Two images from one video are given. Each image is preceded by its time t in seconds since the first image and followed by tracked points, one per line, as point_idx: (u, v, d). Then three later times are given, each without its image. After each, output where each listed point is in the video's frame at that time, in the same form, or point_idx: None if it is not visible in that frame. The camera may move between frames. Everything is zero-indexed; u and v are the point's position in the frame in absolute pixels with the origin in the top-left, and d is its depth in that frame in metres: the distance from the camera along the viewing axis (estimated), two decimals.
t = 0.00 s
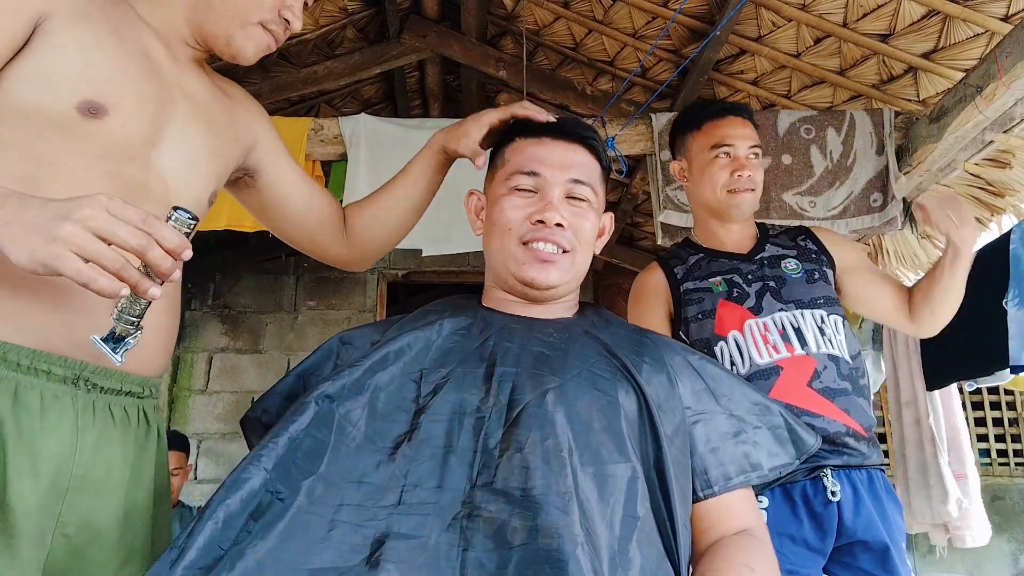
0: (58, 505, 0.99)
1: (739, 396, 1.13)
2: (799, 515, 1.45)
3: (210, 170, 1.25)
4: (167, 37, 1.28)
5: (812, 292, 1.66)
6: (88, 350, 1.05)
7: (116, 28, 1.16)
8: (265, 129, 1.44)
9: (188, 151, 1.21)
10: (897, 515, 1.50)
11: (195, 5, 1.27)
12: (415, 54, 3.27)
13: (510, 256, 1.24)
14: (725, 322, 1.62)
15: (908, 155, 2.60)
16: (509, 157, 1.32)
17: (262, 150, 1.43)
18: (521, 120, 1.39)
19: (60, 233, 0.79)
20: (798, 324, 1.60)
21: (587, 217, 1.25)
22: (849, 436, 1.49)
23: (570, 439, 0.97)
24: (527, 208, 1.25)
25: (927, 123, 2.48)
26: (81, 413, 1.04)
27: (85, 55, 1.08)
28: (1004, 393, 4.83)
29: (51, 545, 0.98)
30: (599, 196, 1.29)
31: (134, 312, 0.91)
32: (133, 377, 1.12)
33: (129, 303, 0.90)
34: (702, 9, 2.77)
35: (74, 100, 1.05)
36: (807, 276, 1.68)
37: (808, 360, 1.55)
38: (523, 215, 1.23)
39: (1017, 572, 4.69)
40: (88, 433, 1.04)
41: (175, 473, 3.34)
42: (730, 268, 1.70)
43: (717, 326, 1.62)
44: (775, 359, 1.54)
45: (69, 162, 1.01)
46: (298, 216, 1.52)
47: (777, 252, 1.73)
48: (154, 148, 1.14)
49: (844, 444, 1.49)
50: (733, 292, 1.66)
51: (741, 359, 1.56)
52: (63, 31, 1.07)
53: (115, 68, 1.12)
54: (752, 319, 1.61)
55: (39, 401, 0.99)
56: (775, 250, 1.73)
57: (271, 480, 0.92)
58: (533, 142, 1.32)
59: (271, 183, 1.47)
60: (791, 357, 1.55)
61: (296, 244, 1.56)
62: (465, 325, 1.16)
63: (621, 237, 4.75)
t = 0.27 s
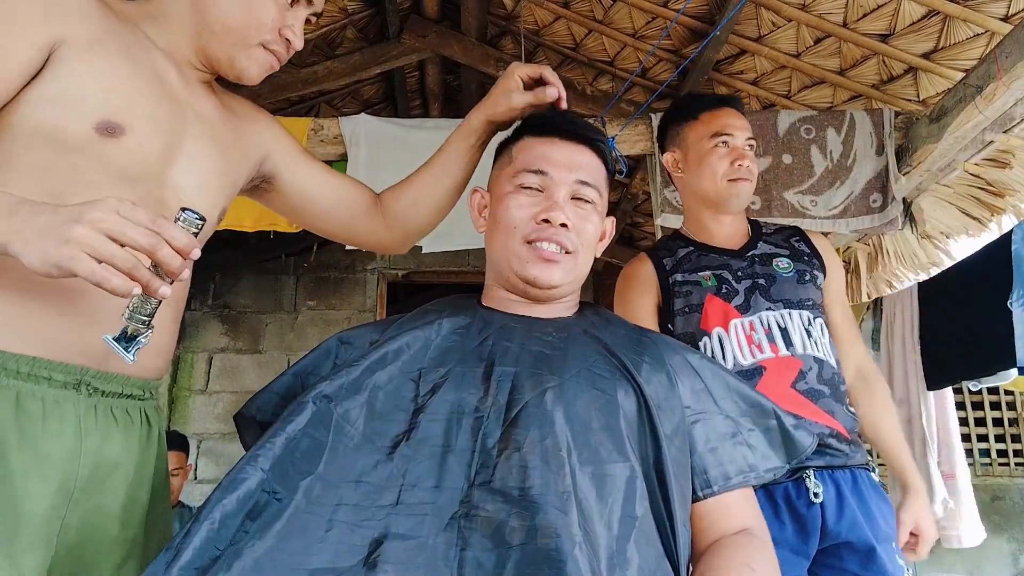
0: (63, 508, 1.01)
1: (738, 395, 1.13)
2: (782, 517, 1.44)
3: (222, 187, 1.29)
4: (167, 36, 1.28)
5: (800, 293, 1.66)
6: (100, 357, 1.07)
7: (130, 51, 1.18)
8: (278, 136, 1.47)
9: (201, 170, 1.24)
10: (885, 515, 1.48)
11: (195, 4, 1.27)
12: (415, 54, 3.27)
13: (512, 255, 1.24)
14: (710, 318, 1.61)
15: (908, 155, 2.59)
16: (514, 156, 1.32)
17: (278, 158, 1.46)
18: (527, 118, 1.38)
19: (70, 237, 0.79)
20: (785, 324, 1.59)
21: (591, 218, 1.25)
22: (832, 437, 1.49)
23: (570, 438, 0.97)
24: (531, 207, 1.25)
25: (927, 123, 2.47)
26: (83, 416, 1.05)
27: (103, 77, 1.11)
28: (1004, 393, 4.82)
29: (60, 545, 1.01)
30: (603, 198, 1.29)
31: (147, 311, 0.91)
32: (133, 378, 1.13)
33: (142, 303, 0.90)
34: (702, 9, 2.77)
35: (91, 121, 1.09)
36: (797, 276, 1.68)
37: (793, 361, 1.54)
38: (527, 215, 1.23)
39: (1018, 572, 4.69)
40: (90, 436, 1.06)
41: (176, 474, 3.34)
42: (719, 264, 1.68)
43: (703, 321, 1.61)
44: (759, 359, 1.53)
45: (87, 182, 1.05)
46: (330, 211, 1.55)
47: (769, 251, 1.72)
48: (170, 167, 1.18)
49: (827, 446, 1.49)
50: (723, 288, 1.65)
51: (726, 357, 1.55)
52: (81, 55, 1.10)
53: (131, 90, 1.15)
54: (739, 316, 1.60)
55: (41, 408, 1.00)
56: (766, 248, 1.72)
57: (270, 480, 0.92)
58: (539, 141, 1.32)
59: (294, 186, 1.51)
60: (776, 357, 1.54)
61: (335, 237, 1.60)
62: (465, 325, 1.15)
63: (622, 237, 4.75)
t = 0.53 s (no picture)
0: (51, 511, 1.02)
1: (737, 395, 1.13)
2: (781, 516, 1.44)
3: (223, 196, 1.30)
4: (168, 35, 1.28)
5: (810, 291, 1.64)
6: (90, 361, 1.07)
7: (139, 60, 1.20)
8: (276, 143, 1.48)
9: (203, 179, 1.25)
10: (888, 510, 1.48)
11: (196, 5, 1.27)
12: (415, 53, 3.27)
13: (513, 256, 1.24)
14: (725, 309, 1.57)
15: (908, 155, 2.59)
16: (515, 156, 1.32)
17: (277, 164, 1.47)
18: (529, 118, 1.38)
19: (74, 251, 0.82)
20: (797, 323, 1.58)
21: (592, 218, 1.25)
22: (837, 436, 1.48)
23: (570, 438, 0.97)
24: (532, 208, 1.24)
25: (927, 123, 2.47)
26: (71, 421, 1.06)
27: (111, 83, 1.13)
28: (1004, 393, 4.82)
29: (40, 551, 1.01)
30: (603, 198, 1.29)
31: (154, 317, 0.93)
32: (124, 385, 1.14)
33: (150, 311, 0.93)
34: (702, 9, 2.77)
35: (99, 126, 1.11)
36: (808, 276, 1.67)
37: (802, 359, 1.54)
38: (528, 215, 1.23)
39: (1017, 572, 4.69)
40: (78, 441, 1.06)
41: (176, 474, 3.34)
42: (735, 256, 1.65)
43: (719, 311, 1.56)
44: (769, 355, 1.52)
45: (91, 187, 1.07)
46: (328, 217, 1.54)
47: (779, 248, 1.70)
48: (173, 173, 1.19)
49: (830, 446, 1.47)
50: (738, 280, 1.61)
51: (738, 351, 1.53)
52: (93, 63, 1.12)
53: (139, 99, 1.17)
54: (754, 309, 1.57)
55: (26, 412, 1.01)
56: (777, 246, 1.70)
57: (272, 481, 0.93)
58: (541, 141, 1.32)
59: (294, 193, 1.51)
60: (785, 355, 1.53)
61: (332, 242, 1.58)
62: (466, 326, 1.15)
63: (621, 237, 4.76)
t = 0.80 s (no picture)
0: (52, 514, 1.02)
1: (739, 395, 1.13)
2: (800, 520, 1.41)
3: (210, 194, 1.28)
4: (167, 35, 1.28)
5: (830, 290, 1.61)
6: (81, 361, 1.08)
7: (127, 56, 1.21)
8: (265, 150, 1.47)
9: (189, 177, 1.23)
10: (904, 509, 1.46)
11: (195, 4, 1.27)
12: (415, 54, 3.27)
13: (513, 255, 1.23)
14: (745, 302, 1.55)
15: (907, 155, 2.60)
16: (517, 155, 1.32)
17: (264, 172, 1.46)
18: (532, 117, 1.38)
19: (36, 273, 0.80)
20: (815, 321, 1.55)
21: (592, 217, 1.25)
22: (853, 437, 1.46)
23: (570, 437, 0.97)
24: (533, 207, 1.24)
25: (927, 122, 2.47)
26: (67, 422, 1.06)
27: (101, 79, 1.14)
28: (1004, 394, 4.81)
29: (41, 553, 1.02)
30: (604, 198, 1.29)
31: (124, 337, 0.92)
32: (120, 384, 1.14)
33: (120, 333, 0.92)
34: (702, 9, 2.77)
35: (84, 121, 1.10)
36: (829, 275, 1.64)
37: (820, 359, 1.51)
38: (529, 214, 1.23)
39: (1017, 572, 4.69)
40: (75, 443, 1.07)
41: (175, 474, 3.34)
42: (756, 250, 1.63)
43: (738, 303, 1.54)
44: (786, 351, 1.49)
45: (78, 183, 1.06)
46: (305, 233, 1.53)
47: (800, 246, 1.68)
48: (159, 167, 1.18)
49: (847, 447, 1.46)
50: (760, 274, 1.59)
51: (754, 345, 1.51)
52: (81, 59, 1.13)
53: (127, 94, 1.17)
54: (773, 305, 1.55)
55: (24, 415, 1.01)
56: (798, 243, 1.68)
57: (273, 480, 0.93)
58: (543, 140, 1.32)
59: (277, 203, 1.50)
60: (802, 352, 1.51)
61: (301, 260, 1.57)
62: (466, 325, 1.15)
63: (622, 237, 4.76)
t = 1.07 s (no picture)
0: (60, 519, 1.02)
1: (737, 394, 1.13)
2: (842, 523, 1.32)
3: (208, 194, 1.29)
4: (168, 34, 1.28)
5: (885, 284, 1.51)
6: (97, 365, 1.07)
7: (118, 49, 1.21)
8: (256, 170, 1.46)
9: (186, 175, 1.24)
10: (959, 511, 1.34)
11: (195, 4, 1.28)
12: (415, 54, 3.27)
13: (512, 253, 1.23)
14: (792, 294, 1.46)
15: (907, 155, 2.61)
16: (516, 154, 1.32)
17: (249, 199, 1.46)
18: (533, 115, 1.38)
19: None
20: (868, 315, 1.45)
21: (591, 215, 1.25)
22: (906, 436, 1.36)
23: (569, 438, 0.97)
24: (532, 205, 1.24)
25: (927, 122, 2.48)
26: (80, 425, 1.06)
27: (85, 75, 1.13)
28: (1004, 393, 4.81)
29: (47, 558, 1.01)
30: (603, 196, 1.29)
31: None
32: (133, 387, 1.14)
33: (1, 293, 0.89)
34: (702, 9, 2.77)
35: (70, 119, 1.10)
36: (883, 268, 1.53)
37: (873, 354, 1.42)
38: (528, 212, 1.23)
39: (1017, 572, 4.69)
40: (87, 448, 1.07)
41: (176, 473, 3.33)
42: (807, 242, 1.53)
43: (784, 296, 1.45)
44: (837, 346, 1.40)
45: (66, 180, 1.06)
46: (237, 277, 1.48)
47: (852, 240, 1.58)
48: (152, 166, 1.18)
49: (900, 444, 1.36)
50: (809, 266, 1.49)
51: (801, 338, 1.42)
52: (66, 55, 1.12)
53: (114, 90, 1.16)
54: (824, 299, 1.46)
55: (35, 417, 1.01)
56: (850, 237, 1.58)
57: (272, 479, 0.93)
58: (542, 138, 1.32)
59: (233, 235, 1.46)
60: (855, 347, 1.41)
61: (211, 305, 1.50)
62: (463, 325, 1.16)
63: (622, 238, 4.76)
